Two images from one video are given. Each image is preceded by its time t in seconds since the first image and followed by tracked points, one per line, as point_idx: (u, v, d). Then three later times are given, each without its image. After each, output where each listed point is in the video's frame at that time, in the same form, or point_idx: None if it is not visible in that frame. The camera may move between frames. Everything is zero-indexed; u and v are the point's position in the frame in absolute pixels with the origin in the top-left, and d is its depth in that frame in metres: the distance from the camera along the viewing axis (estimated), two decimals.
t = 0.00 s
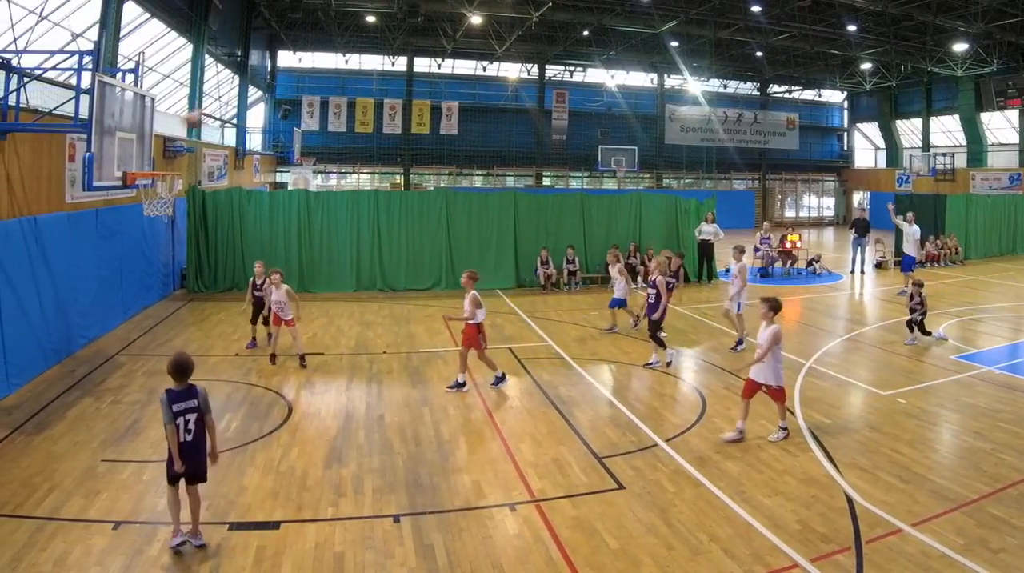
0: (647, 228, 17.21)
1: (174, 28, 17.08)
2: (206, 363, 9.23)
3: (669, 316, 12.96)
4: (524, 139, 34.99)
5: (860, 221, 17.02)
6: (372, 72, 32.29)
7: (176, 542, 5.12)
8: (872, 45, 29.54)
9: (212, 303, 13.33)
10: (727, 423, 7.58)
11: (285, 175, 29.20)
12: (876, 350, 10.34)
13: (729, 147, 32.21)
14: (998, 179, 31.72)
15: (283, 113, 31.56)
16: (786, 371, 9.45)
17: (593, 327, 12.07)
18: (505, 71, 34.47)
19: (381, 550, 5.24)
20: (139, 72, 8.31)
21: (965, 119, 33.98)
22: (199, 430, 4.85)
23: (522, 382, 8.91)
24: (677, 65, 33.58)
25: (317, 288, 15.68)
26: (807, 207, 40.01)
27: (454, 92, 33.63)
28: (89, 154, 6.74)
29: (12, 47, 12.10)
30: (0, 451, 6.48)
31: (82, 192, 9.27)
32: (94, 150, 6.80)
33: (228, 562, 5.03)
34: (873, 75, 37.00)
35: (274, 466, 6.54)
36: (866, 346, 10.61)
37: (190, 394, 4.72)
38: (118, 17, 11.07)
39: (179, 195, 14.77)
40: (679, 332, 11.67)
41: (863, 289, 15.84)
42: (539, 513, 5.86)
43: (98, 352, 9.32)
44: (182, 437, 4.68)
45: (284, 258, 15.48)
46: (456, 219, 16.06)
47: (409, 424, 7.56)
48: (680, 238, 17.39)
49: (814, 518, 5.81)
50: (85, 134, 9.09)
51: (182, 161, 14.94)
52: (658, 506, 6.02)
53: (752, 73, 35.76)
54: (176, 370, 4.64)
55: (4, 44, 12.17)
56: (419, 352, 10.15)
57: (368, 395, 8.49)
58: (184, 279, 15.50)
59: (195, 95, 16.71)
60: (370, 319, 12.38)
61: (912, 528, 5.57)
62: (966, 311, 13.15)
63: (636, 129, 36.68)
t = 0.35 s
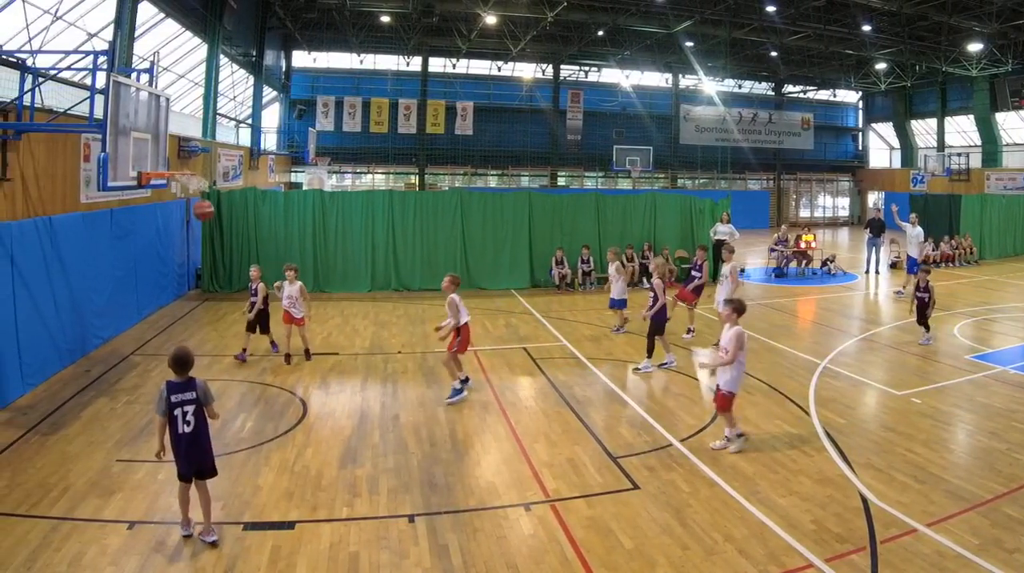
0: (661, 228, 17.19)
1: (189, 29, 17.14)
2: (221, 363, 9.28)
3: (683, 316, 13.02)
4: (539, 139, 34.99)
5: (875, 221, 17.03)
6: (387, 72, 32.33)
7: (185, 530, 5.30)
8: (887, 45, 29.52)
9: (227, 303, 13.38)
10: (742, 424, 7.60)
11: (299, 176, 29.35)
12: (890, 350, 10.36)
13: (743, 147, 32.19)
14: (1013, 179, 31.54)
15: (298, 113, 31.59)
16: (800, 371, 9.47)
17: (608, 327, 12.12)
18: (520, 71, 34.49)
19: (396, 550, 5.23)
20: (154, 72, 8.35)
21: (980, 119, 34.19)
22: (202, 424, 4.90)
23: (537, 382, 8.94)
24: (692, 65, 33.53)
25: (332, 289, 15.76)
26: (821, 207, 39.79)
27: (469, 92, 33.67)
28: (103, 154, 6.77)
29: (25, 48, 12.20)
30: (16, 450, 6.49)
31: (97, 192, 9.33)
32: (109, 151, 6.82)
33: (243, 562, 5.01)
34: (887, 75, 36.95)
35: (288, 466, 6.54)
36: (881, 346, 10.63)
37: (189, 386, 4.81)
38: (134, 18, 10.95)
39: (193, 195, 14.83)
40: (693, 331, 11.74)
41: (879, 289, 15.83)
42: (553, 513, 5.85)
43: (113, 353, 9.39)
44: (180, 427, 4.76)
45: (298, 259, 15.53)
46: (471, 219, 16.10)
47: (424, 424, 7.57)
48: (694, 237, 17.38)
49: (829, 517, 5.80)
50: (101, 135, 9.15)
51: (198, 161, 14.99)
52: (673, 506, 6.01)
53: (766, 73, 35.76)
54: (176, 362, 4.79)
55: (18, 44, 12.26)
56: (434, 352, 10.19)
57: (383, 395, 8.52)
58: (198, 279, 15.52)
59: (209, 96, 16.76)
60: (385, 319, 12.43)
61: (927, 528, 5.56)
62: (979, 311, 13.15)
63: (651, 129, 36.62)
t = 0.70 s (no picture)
0: (675, 228, 17.18)
1: (203, 28, 17.23)
2: (235, 363, 9.33)
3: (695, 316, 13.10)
4: (553, 139, 35.02)
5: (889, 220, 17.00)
6: (401, 72, 32.45)
7: (197, 524, 5.33)
8: (901, 45, 29.44)
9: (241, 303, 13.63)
10: (755, 424, 7.62)
11: (314, 175, 29.52)
12: (902, 350, 10.39)
13: (757, 147, 32.20)
14: None
15: (313, 113, 31.69)
16: (812, 371, 9.50)
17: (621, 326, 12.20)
18: (534, 71, 34.54)
19: (410, 550, 5.20)
20: (167, 73, 8.46)
21: (995, 119, 34.20)
22: (213, 419, 4.87)
23: (550, 382, 8.99)
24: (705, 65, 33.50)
25: (346, 289, 15.80)
26: (835, 206, 39.97)
27: (483, 91, 33.75)
28: (118, 154, 6.85)
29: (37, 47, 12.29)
30: (30, 450, 6.50)
31: (110, 192, 9.50)
32: (123, 150, 6.90)
33: (256, 562, 4.98)
34: (902, 75, 36.91)
35: (302, 466, 6.53)
36: (894, 346, 10.66)
37: (202, 381, 4.79)
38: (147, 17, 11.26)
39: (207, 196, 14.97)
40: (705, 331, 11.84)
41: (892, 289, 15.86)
42: (566, 513, 5.83)
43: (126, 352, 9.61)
44: (189, 421, 4.78)
45: (312, 258, 15.57)
46: (485, 219, 16.12)
47: (437, 424, 7.60)
48: (708, 237, 17.38)
49: (843, 517, 5.77)
50: (114, 135, 9.27)
51: (212, 161, 15.11)
52: (687, 507, 5.98)
53: (780, 73, 35.77)
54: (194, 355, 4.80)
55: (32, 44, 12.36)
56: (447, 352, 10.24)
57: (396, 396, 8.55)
58: (212, 279, 15.67)
59: (223, 96, 16.83)
60: (398, 320, 12.50)
61: (941, 528, 5.53)
62: (992, 311, 13.15)
63: (664, 129, 36.64)
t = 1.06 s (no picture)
0: (689, 228, 17.17)
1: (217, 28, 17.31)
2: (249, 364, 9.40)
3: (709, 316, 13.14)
4: (567, 139, 35.03)
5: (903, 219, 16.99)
6: (415, 72, 32.57)
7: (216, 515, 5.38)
8: (914, 45, 29.38)
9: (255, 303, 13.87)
10: (769, 424, 7.62)
11: (327, 175, 29.63)
12: (915, 350, 10.40)
13: (771, 147, 32.20)
14: None
15: (327, 112, 31.74)
16: (826, 371, 9.51)
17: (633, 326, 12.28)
18: (548, 71, 34.58)
19: (422, 550, 5.14)
20: (181, 73, 8.57)
21: (1008, 119, 34.09)
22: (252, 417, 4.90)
23: (564, 382, 9.03)
24: (719, 65, 33.47)
25: (359, 288, 15.87)
26: (849, 207, 39.99)
27: (496, 92, 33.80)
28: (131, 154, 6.97)
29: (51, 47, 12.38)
30: (44, 450, 6.49)
31: (123, 192, 9.67)
32: (137, 151, 7.01)
33: (268, 562, 4.92)
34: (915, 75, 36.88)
35: (315, 466, 6.51)
36: (907, 346, 10.67)
37: (245, 379, 4.86)
38: (162, 17, 11.45)
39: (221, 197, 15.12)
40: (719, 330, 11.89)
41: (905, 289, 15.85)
42: (580, 513, 5.77)
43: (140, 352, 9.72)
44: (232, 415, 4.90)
45: (325, 258, 15.68)
46: (498, 219, 16.18)
47: (451, 425, 7.61)
48: (722, 237, 17.34)
49: (857, 517, 5.72)
50: (128, 135, 9.40)
51: (225, 161, 15.20)
52: (701, 506, 5.91)
53: (795, 73, 35.78)
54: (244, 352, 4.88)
55: (46, 43, 12.47)
56: (462, 352, 10.32)
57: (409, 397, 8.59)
58: (226, 279, 15.81)
59: (237, 95, 16.91)
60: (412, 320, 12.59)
61: (956, 528, 5.46)
62: (1004, 311, 13.18)
63: (678, 129, 36.63)
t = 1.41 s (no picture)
0: (698, 228, 17.18)
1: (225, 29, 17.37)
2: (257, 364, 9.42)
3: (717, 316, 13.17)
4: (575, 139, 35.01)
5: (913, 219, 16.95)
6: (424, 72, 32.67)
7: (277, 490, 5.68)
8: (923, 45, 29.33)
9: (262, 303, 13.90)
10: (778, 424, 7.62)
11: (336, 175, 29.69)
12: (923, 350, 10.40)
13: (779, 147, 32.21)
14: None
15: (336, 113, 31.75)
16: (834, 371, 9.52)
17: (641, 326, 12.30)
18: (556, 71, 34.61)
19: (430, 550, 5.14)
20: (190, 73, 8.60)
21: (1018, 118, 34.05)
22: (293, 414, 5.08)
23: (573, 382, 9.03)
24: (727, 65, 33.48)
25: (367, 289, 15.88)
26: (857, 207, 39.96)
27: (504, 92, 33.85)
28: (141, 154, 7.05)
29: (59, 47, 12.42)
30: (52, 450, 6.50)
31: (132, 193, 9.65)
32: (146, 151, 7.10)
33: (276, 561, 4.92)
34: (924, 75, 36.89)
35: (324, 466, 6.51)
36: (915, 346, 10.67)
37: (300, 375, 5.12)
38: (170, 17, 11.51)
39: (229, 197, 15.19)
40: (728, 331, 11.91)
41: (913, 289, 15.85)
42: (588, 512, 5.77)
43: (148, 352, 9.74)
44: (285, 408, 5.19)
45: (333, 258, 15.70)
46: (507, 220, 16.20)
47: (459, 425, 7.61)
48: (730, 237, 17.35)
49: (866, 517, 5.71)
50: (136, 135, 9.45)
51: (235, 161, 15.26)
52: (710, 506, 5.91)
53: (803, 73, 35.81)
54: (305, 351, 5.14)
55: (54, 43, 12.51)
56: (470, 353, 10.34)
57: (418, 397, 8.60)
58: (234, 279, 15.87)
59: (245, 96, 16.97)
60: (420, 320, 12.61)
61: (964, 528, 5.45)
62: (1013, 312, 13.15)
63: (686, 129, 36.65)
